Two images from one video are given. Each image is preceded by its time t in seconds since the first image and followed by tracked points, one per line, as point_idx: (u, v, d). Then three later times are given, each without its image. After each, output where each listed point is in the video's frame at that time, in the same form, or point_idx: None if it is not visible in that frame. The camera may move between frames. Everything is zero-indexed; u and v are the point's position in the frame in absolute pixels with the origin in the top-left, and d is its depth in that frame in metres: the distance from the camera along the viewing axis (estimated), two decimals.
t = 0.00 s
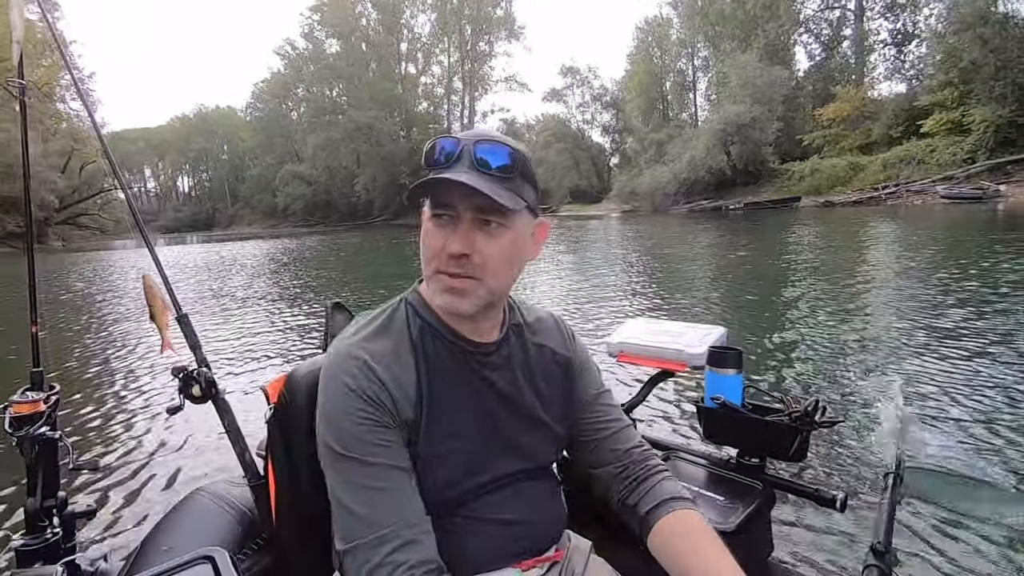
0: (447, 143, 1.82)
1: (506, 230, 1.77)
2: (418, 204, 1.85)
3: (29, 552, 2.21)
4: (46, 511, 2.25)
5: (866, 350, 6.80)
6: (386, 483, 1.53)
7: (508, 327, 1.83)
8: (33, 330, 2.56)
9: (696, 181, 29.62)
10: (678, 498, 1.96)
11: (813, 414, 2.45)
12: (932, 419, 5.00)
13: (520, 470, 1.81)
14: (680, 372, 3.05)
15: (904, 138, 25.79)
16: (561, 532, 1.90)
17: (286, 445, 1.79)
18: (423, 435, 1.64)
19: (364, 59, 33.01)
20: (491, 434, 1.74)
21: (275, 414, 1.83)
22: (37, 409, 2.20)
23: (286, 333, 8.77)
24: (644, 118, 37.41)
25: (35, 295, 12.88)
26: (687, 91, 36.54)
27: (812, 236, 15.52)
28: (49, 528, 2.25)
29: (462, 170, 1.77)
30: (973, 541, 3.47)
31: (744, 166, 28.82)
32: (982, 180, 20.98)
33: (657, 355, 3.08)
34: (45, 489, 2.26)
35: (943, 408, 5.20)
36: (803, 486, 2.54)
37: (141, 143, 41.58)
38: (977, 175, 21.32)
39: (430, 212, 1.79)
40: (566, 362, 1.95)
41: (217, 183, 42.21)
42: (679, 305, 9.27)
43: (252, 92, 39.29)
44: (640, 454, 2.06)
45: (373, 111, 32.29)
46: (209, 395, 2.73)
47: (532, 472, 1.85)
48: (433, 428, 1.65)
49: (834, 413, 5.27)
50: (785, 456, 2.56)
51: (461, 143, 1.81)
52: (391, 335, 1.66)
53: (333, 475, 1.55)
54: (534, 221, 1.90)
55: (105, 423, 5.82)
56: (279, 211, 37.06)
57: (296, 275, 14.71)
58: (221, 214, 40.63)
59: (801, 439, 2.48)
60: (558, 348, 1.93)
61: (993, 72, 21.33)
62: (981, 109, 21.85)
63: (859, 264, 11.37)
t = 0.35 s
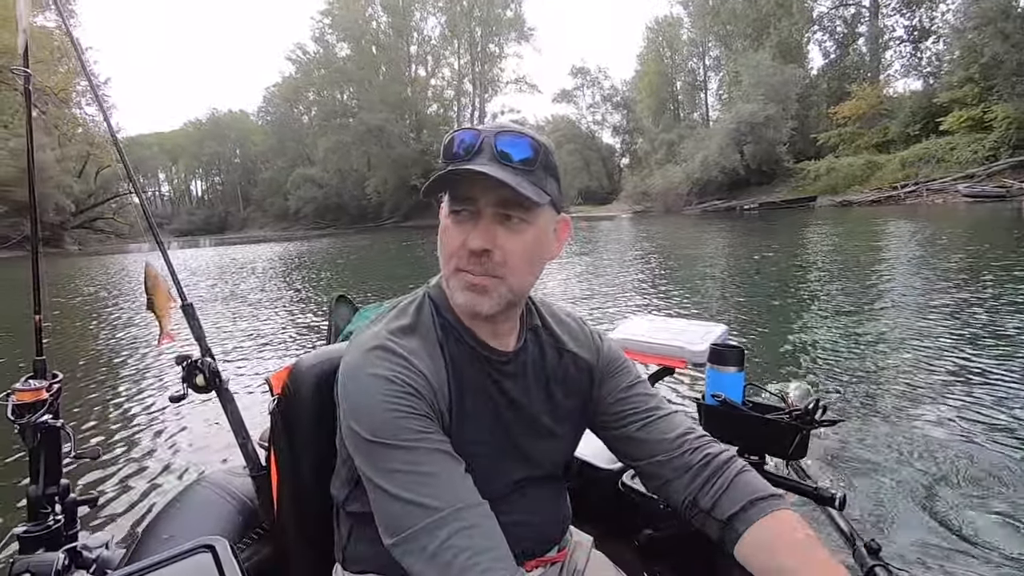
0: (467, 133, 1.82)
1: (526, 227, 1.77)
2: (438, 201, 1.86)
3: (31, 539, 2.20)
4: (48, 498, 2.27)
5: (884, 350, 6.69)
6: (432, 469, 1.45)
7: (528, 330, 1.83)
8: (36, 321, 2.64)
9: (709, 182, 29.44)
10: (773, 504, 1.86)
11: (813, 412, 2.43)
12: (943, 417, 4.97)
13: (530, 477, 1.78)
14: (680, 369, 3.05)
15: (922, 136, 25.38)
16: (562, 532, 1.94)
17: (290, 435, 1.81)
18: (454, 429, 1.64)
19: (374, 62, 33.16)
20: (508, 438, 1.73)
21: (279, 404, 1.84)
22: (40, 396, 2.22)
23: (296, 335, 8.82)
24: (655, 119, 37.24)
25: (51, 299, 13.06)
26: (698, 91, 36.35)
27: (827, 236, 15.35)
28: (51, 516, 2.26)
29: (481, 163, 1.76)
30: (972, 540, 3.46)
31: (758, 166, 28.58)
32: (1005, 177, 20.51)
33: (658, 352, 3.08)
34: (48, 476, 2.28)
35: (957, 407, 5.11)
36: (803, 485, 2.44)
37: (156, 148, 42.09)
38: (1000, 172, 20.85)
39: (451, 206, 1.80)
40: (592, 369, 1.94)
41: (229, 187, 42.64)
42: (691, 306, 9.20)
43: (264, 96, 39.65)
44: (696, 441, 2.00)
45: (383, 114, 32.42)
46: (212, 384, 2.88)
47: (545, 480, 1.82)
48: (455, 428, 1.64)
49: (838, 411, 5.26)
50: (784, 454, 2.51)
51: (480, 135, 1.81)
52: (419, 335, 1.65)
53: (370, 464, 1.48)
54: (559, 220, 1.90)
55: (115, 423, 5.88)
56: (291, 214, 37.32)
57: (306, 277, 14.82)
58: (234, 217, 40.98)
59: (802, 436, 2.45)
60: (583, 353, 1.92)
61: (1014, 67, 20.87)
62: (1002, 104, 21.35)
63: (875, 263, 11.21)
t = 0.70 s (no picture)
0: (442, 121, 1.78)
1: (509, 203, 1.80)
2: (411, 189, 1.80)
3: (40, 529, 2.19)
4: (58, 489, 2.25)
5: (894, 350, 6.60)
6: (361, 453, 1.47)
7: (505, 305, 1.84)
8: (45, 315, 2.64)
9: (719, 183, 29.32)
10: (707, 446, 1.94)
11: (817, 408, 2.41)
12: (952, 416, 4.92)
13: (525, 450, 1.80)
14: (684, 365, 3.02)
15: (934, 136, 25.09)
16: (565, 521, 1.91)
17: (292, 423, 1.79)
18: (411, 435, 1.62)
19: (381, 68, 33.38)
20: (495, 412, 1.73)
21: (282, 397, 1.83)
22: (49, 388, 2.22)
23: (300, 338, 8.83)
24: (662, 121, 37.20)
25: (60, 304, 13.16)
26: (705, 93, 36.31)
27: (836, 237, 15.23)
28: (60, 507, 2.25)
29: (460, 149, 1.74)
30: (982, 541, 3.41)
31: (768, 167, 28.39)
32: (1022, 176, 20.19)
33: (661, 347, 3.05)
34: (57, 468, 2.27)
35: (966, 406, 5.06)
36: (803, 479, 2.28)
37: (165, 154, 42.44)
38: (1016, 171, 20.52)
39: (431, 190, 1.75)
40: (569, 343, 1.94)
41: (238, 193, 42.97)
42: (697, 307, 9.09)
43: (272, 102, 39.96)
44: (652, 410, 2.04)
45: (391, 119, 32.54)
46: (219, 377, 2.87)
47: (542, 455, 1.85)
48: (429, 407, 1.64)
49: (843, 407, 5.23)
50: (785, 450, 2.50)
51: (455, 121, 1.78)
52: (390, 320, 1.66)
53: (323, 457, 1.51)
54: (524, 192, 1.92)
55: (119, 421, 5.89)
56: (299, 219, 37.44)
57: (312, 282, 14.85)
58: (243, 222, 41.22)
59: (803, 431, 2.43)
60: (557, 327, 1.93)
61: None
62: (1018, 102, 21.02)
63: (884, 264, 11.11)
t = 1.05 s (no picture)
0: (442, 134, 1.77)
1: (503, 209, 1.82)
2: (403, 192, 1.76)
3: (53, 543, 2.22)
4: (70, 502, 2.28)
5: (904, 354, 6.52)
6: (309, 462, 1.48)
7: (489, 300, 1.85)
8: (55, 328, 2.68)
9: (726, 186, 29.21)
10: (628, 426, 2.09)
11: (829, 414, 2.32)
12: (963, 420, 4.87)
13: (521, 439, 1.78)
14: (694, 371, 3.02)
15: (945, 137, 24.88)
16: (575, 528, 1.89)
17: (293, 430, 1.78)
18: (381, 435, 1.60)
19: (386, 72, 33.51)
20: (485, 402, 1.72)
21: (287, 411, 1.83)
22: (60, 402, 2.22)
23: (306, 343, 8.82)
24: (666, 123, 37.22)
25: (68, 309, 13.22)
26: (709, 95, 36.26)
27: (844, 240, 15.14)
28: (72, 520, 2.27)
29: (460, 159, 1.75)
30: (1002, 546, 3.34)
31: (775, 169, 28.29)
32: None
33: (670, 354, 3.02)
34: (69, 480, 2.29)
35: (979, 411, 5.00)
36: (817, 486, 2.31)
37: (171, 158, 42.69)
38: None
39: (424, 196, 1.72)
40: (547, 332, 1.95)
41: (244, 197, 43.17)
42: (703, 312, 9.03)
43: (276, 106, 40.15)
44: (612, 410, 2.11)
45: (395, 123, 32.58)
46: (226, 390, 2.88)
47: (541, 447, 1.84)
48: (411, 404, 1.62)
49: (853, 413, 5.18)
50: (798, 455, 2.46)
51: (456, 134, 1.79)
52: (372, 320, 1.65)
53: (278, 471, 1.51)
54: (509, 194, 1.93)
55: (131, 429, 5.92)
56: (304, 222, 37.53)
57: (319, 285, 14.88)
58: (248, 226, 41.38)
59: (816, 438, 2.37)
60: (536, 317, 1.94)
61: None
62: None
63: (893, 268, 11.01)
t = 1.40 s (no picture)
0: (434, 149, 1.76)
1: (495, 227, 1.80)
2: (396, 206, 1.75)
3: (58, 556, 2.19)
4: (75, 515, 2.26)
5: (907, 358, 6.50)
6: (267, 465, 1.51)
7: (483, 313, 1.84)
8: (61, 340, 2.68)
9: (730, 186, 29.13)
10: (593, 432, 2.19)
11: (835, 419, 2.35)
12: (966, 425, 4.86)
13: (508, 444, 1.75)
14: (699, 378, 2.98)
15: (950, 138, 24.76)
16: (572, 530, 1.87)
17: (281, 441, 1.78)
18: (349, 435, 1.59)
19: (387, 71, 33.50)
20: (472, 409, 1.70)
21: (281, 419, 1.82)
22: (66, 414, 2.23)
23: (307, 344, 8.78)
24: (669, 123, 37.24)
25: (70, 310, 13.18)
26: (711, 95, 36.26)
27: (848, 241, 15.11)
28: (77, 533, 2.25)
29: (451, 175, 1.74)
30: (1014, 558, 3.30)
31: (780, 170, 28.26)
32: None
33: (676, 360, 2.98)
34: (74, 493, 2.28)
35: (986, 417, 4.95)
36: (825, 494, 2.34)
37: (172, 158, 42.70)
38: None
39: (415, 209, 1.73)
40: (534, 342, 1.96)
41: (245, 196, 43.13)
42: (707, 315, 8.97)
43: (277, 106, 40.14)
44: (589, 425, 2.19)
45: (397, 122, 32.49)
46: (229, 403, 2.86)
47: (530, 445, 1.82)
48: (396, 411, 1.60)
49: (857, 419, 5.14)
50: (804, 462, 2.45)
51: (449, 149, 1.78)
52: (358, 332, 1.64)
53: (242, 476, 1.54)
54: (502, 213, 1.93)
55: (135, 435, 5.91)
56: (305, 222, 37.51)
57: (320, 286, 14.83)
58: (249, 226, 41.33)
59: (822, 443, 2.37)
60: (526, 329, 1.95)
61: None
62: None
63: (896, 270, 10.98)
